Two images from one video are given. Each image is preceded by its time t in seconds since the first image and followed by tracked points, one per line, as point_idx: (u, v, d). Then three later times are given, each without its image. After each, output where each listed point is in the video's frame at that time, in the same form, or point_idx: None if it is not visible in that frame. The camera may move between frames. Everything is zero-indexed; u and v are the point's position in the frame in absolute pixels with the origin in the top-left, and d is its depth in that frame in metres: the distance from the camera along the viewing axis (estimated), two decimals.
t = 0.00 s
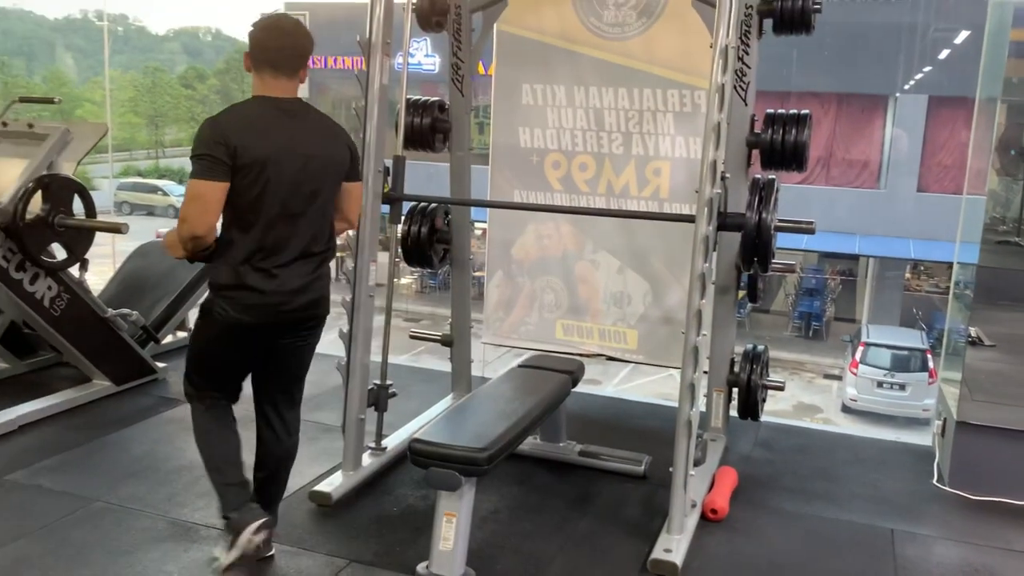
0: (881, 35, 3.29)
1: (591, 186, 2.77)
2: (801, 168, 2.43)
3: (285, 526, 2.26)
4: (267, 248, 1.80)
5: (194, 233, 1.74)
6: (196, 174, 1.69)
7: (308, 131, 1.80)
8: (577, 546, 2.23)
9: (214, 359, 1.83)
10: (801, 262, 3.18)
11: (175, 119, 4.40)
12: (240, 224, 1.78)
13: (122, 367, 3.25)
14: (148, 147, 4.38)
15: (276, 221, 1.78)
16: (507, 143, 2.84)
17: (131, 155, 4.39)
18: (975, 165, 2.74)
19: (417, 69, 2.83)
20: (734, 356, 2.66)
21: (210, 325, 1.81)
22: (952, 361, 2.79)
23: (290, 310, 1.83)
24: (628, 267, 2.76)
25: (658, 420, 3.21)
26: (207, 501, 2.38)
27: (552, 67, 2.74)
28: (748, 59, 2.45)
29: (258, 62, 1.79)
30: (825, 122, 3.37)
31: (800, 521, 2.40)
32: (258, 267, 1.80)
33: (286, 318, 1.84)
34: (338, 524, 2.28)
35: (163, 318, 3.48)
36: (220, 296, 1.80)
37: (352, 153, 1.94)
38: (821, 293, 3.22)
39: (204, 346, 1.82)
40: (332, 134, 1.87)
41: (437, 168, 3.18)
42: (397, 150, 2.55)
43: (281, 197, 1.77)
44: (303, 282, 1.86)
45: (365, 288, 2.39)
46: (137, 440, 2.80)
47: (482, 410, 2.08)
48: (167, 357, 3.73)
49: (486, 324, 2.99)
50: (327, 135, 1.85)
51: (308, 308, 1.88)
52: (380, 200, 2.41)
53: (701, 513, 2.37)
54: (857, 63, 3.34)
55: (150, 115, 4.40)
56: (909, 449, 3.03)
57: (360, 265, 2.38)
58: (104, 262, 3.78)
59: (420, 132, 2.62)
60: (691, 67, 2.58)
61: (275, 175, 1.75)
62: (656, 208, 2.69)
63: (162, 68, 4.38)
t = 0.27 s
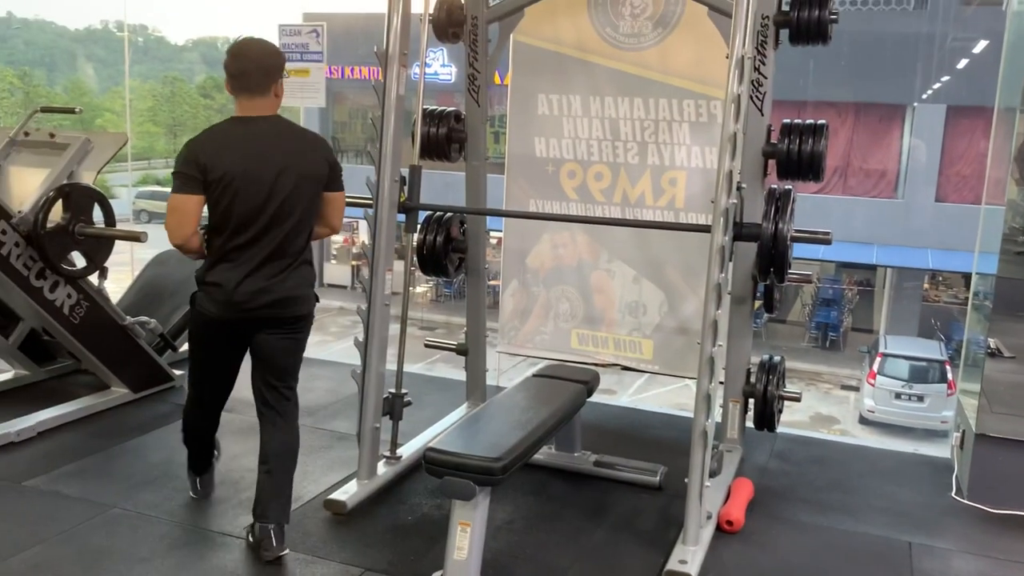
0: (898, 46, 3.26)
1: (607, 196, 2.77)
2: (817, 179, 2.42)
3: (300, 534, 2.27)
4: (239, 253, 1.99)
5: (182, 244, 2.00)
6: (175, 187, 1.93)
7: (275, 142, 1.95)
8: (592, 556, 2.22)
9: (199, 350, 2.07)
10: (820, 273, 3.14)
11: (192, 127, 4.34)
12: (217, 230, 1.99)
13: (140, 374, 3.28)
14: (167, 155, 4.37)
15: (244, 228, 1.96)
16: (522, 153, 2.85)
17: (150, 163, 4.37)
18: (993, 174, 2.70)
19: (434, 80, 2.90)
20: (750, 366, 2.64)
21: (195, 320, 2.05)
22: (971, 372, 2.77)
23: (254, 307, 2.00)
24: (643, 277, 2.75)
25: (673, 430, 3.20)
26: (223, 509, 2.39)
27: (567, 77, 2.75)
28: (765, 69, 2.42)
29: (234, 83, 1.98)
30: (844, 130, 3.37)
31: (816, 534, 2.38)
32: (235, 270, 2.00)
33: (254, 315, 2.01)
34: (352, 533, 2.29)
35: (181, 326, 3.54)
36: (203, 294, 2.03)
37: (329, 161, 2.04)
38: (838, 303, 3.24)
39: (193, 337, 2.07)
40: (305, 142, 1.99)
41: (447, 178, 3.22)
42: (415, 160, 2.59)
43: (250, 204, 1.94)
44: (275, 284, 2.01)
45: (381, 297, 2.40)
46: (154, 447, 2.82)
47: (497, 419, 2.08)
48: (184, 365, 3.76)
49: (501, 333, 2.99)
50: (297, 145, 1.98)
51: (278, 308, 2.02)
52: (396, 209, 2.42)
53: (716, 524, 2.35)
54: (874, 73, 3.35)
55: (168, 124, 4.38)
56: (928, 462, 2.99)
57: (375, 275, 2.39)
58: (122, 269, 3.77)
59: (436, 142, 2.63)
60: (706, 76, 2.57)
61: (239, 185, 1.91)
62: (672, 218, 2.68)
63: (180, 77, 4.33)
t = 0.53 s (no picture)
0: (910, 51, 3.28)
1: (617, 202, 2.77)
2: (829, 185, 2.41)
3: (310, 538, 2.27)
4: (220, 242, 2.28)
5: (179, 227, 2.36)
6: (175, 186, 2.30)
7: (250, 140, 2.22)
8: (602, 563, 2.22)
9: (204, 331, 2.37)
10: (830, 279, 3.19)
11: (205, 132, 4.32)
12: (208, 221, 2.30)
13: (152, 379, 3.30)
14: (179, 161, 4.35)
15: (221, 220, 2.25)
16: (533, 159, 2.86)
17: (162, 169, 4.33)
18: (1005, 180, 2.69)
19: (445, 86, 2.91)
20: (761, 373, 2.63)
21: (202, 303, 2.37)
22: (984, 379, 2.75)
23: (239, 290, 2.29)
24: (654, 283, 2.75)
25: (683, 437, 3.19)
26: (234, 513, 2.40)
27: (578, 83, 2.76)
28: (775, 75, 2.45)
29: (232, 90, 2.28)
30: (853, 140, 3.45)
31: (827, 541, 2.37)
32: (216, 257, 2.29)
33: (231, 298, 2.30)
34: (362, 537, 2.29)
35: (193, 330, 3.55)
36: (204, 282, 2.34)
37: (306, 161, 2.26)
38: (851, 309, 3.28)
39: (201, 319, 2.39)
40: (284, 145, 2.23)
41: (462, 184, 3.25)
42: (425, 165, 2.56)
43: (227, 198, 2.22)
44: (248, 272, 2.28)
45: (392, 302, 2.40)
46: (166, 451, 2.83)
47: (507, 424, 2.08)
48: (195, 369, 3.78)
49: (511, 338, 3.00)
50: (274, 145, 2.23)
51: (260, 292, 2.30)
52: (407, 215, 2.43)
53: (726, 531, 2.34)
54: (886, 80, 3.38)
55: (181, 129, 4.36)
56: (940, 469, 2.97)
57: (386, 278, 2.40)
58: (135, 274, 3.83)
59: (447, 148, 2.64)
60: (714, 82, 2.57)
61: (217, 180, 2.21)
62: (682, 224, 2.68)
63: (194, 84, 4.34)
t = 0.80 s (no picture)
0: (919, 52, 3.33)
1: (625, 204, 2.78)
2: (837, 187, 2.41)
3: (318, 538, 2.28)
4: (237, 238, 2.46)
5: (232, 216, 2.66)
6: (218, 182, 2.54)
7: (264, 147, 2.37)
8: (609, 563, 2.22)
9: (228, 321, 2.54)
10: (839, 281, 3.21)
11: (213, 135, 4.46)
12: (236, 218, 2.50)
13: (162, 379, 3.32)
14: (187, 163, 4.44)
15: (237, 217, 2.43)
16: (541, 161, 2.87)
17: (172, 171, 4.43)
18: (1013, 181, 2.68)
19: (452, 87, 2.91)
20: (768, 375, 2.63)
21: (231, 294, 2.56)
22: (993, 381, 2.74)
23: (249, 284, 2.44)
24: (662, 285, 2.76)
25: (691, 438, 3.19)
26: (243, 512, 2.42)
27: (585, 84, 2.77)
28: (783, 77, 2.43)
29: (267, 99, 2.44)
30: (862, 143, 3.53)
31: (835, 543, 2.37)
32: (233, 251, 2.48)
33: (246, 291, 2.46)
34: (369, 537, 2.30)
35: (203, 330, 3.56)
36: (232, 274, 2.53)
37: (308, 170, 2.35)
38: (859, 311, 3.27)
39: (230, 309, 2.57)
40: (291, 151, 2.35)
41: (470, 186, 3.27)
42: (434, 166, 2.58)
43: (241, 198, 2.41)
44: (255, 268, 2.43)
45: (399, 303, 2.41)
46: (175, 451, 2.84)
47: (515, 425, 2.09)
48: (205, 370, 3.80)
49: (519, 340, 3.01)
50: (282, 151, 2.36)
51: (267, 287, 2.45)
52: (416, 216, 2.44)
53: (734, 532, 2.34)
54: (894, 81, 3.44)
55: (191, 132, 4.52)
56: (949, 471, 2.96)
57: (394, 279, 2.41)
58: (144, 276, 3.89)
59: (456, 149, 2.67)
60: (722, 83, 2.57)
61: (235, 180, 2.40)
62: (690, 225, 2.69)
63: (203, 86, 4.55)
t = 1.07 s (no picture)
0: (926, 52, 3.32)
1: (631, 203, 2.78)
2: (843, 186, 2.41)
3: (325, 536, 2.29)
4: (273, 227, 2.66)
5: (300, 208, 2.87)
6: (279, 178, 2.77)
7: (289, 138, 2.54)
8: (615, 562, 2.22)
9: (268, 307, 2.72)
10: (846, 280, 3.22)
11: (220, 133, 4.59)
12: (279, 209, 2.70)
13: (169, 377, 3.34)
14: (194, 162, 4.54)
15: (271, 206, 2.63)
16: (547, 160, 2.88)
17: (178, 169, 4.48)
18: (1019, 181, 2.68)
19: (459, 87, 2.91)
20: (774, 374, 2.63)
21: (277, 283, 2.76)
22: (1000, 381, 2.73)
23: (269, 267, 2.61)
24: (667, 284, 2.76)
25: (696, 437, 3.19)
26: (249, 510, 2.43)
27: (591, 84, 2.77)
28: (789, 75, 2.44)
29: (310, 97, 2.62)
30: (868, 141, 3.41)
31: (840, 542, 2.37)
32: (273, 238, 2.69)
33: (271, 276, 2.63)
34: (375, 535, 2.31)
35: (210, 329, 3.55)
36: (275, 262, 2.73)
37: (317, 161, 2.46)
38: (866, 310, 3.27)
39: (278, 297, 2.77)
40: (305, 144, 2.49)
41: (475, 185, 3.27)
42: (440, 165, 2.59)
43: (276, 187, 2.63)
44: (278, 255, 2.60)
45: (406, 301, 2.41)
46: (182, 449, 2.86)
47: (520, 424, 2.09)
48: (211, 369, 3.82)
49: (525, 339, 3.02)
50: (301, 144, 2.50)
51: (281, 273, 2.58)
52: (422, 215, 2.44)
53: (739, 531, 2.35)
54: (903, 78, 3.41)
55: (197, 130, 4.59)
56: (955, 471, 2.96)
57: (401, 278, 2.41)
58: (152, 274, 4.04)
59: (461, 149, 2.64)
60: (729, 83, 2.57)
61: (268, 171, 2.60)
62: (696, 224, 2.69)
63: (209, 85, 4.50)
